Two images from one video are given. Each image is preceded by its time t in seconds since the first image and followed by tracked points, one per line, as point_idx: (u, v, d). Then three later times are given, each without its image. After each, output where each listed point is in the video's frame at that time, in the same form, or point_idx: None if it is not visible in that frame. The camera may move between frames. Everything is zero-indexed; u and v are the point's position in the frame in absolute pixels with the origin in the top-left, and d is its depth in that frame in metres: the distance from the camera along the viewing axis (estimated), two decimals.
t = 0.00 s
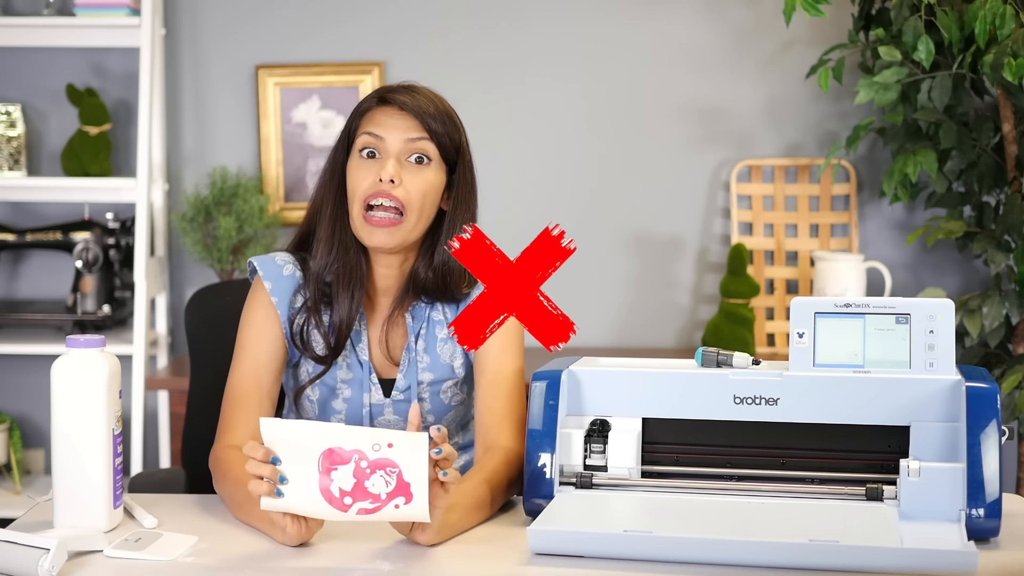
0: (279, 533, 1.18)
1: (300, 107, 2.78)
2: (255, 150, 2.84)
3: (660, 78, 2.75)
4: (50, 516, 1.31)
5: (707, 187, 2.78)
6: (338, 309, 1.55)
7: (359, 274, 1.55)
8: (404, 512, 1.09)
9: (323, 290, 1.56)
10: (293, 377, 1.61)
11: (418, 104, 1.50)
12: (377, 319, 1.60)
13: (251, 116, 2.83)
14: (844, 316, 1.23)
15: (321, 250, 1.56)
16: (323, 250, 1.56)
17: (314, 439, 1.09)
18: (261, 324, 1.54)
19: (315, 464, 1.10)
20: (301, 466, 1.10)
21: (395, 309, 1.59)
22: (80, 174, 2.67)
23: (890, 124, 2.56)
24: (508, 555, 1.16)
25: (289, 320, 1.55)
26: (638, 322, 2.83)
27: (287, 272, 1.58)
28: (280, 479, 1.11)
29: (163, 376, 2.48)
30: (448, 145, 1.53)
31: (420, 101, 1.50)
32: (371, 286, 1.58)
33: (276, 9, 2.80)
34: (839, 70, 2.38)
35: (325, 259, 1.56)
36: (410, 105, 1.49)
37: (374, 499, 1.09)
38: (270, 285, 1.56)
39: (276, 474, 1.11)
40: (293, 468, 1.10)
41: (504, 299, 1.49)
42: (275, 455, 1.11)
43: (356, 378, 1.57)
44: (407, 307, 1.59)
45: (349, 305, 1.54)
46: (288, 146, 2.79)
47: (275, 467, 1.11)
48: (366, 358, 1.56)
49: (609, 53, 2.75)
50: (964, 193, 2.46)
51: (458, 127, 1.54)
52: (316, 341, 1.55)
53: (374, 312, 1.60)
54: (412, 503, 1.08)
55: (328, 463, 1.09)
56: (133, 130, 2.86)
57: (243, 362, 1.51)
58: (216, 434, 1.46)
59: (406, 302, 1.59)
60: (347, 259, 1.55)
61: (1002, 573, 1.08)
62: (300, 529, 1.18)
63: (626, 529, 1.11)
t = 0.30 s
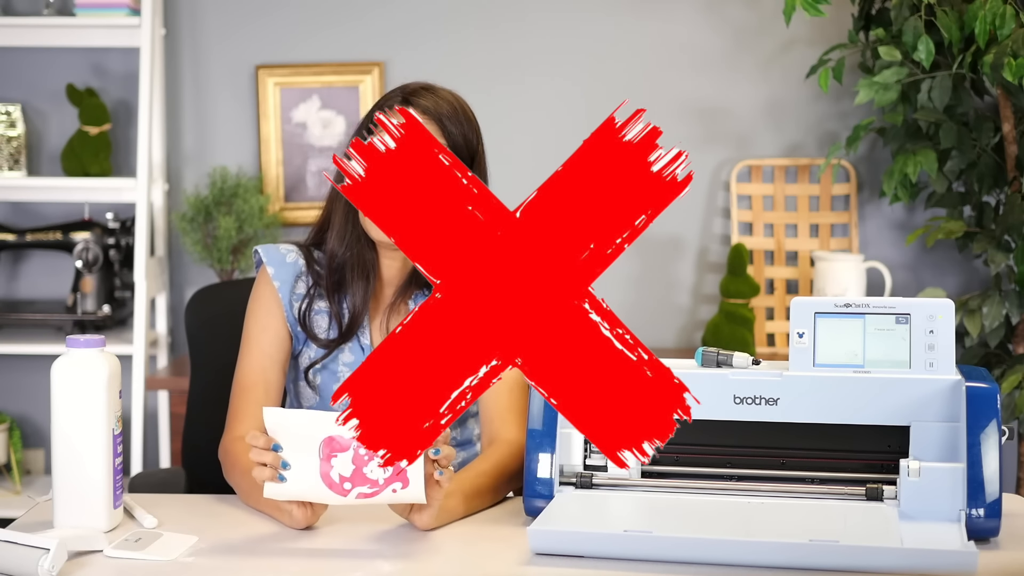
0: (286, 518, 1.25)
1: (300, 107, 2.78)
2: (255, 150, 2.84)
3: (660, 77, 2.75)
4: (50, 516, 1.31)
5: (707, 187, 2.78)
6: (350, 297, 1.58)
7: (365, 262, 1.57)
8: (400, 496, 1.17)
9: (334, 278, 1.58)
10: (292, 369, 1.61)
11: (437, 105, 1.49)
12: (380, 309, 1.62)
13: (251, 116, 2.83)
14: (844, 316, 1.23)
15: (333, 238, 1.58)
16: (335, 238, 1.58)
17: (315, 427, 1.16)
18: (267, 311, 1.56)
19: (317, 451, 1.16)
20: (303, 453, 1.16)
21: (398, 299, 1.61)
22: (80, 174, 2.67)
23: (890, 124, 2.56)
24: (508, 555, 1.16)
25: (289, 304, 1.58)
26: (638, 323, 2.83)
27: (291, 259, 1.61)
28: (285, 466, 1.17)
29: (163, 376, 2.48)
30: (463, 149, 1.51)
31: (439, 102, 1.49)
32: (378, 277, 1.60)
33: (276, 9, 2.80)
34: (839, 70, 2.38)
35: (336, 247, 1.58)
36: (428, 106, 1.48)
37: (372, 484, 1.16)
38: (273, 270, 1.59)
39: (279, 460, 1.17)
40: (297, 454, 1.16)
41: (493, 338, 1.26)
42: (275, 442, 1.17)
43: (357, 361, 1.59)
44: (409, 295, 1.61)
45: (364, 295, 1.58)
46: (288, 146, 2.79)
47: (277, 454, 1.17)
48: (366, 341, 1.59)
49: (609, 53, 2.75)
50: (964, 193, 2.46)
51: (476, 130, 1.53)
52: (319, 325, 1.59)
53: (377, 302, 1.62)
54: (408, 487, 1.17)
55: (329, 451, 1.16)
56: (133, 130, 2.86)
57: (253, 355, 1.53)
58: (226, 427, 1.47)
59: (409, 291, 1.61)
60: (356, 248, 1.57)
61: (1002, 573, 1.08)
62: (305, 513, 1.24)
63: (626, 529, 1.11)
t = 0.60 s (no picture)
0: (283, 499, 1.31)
1: (300, 107, 2.78)
2: (255, 150, 2.84)
3: (660, 78, 2.75)
4: (49, 516, 1.31)
5: (707, 187, 2.78)
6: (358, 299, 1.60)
7: (374, 268, 1.59)
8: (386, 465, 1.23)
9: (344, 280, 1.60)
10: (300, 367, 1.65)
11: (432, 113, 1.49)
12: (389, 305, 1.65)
13: (251, 117, 2.83)
14: (844, 316, 1.23)
15: (342, 245, 1.59)
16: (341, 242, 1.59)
17: (299, 403, 1.21)
18: (272, 312, 1.61)
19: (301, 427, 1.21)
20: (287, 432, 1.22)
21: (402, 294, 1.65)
22: (80, 174, 2.66)
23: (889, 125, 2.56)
24: (508, 555, 1.16)
25: (292, 302, 1.61)
26: (638, 323, 2.83)
27: (293, 259, 1.64)
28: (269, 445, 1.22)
29: (163, 376, 2.48)
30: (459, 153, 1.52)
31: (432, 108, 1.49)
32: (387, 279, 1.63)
33: (276, 9, 2.80)
34: (839, 70, 2.38)
35: (344, 253, 1.59)
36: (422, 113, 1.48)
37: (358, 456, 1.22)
38: (277, 270, 1.63)
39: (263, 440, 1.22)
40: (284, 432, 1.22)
41: (493, 343, 1.34)
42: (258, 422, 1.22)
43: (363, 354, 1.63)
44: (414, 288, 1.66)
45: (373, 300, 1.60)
46: (288, 146, 2.79)
47: (261, 434, 1.22)
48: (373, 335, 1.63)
49: (609, 53, 2.75)
50: (964, 193, 2.46)
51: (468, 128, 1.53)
52: (326, 322, 1.61)
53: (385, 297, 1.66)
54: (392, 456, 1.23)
55: (312, 427, 1.21)
56: (133, 130, 2.86)
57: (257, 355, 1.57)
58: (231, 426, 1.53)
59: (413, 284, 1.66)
60: (362, 253, 1.58)
61: (1002, 573, 1.08)
62: (300, 489, 1.30)
63: (626, 529, 1.11)
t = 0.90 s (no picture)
0: (291, 492, 1.33)
1: (300, 107, 2.78)
2: (255, 150, 2.84)
3: (660, 78, 2.75)
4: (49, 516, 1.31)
5: (707, 187, 2.78)
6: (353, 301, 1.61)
7: (370, 269, 1.60)
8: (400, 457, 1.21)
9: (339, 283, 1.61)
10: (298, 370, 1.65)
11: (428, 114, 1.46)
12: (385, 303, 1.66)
13: (251, 116, 2.83)
14: (844, 316, 1.23)
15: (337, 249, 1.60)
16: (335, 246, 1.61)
17: (313, 393, 1.19)
18: (267, 317, 1.61)
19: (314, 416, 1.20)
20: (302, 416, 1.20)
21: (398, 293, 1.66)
22: (80, 174, 2.66)
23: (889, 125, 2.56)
24: (508, 555, 1.16)
25: (287, 304, 1.62)
26: (638, 322, 2.83)
27: (287, 263, 1.66)
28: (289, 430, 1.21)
29: (163, 376, 2.48)
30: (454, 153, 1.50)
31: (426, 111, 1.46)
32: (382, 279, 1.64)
33: (276, 9, 2.80)
34: (839, 70, 2.38)
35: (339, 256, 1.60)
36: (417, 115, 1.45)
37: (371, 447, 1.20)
38: (270, 275, 1.64)
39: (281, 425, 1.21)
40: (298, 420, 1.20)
41: (493, 343, 1.36)
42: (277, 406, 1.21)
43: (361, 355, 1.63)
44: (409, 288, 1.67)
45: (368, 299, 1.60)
46: (288, 146, 2.79)
47: (280, 420, 1.21)
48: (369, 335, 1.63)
49: (609, 53, 2.75)
50: (964, 193, 2.46)
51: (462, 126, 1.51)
52: (321, 324, 1.62)
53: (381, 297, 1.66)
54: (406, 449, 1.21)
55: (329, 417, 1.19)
56: (133, 130, 2.86)
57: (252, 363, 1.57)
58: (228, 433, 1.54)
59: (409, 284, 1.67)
60: (355, 255, 1.59)
61: (1002, 573, 1.08)
62: (308, 483, 1.32)
63: (626, 529, 1.11)
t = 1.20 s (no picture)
0: (287, 490, 1.34)
1: (300, 107, 2.78)
2: (255, 150, 2.84)
3: (660, 78, 2.75)
4: (49, 516, 1.31)
5: (707, 188, 2.78)
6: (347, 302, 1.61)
7: (365, 271, 1.60)
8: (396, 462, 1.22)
9: (332, 284, 1.61)
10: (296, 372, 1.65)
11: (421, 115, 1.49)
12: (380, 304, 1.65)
13: (251, 116, 2.83)
14: (844, 316, 1.23)
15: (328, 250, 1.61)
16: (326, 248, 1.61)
17: (312, 392, 1.20)
18: (263, 320, 1.61)
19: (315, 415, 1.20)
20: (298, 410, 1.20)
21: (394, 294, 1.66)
22: (80, 174, 2.66)
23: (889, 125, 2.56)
24: (508, 554, 1.16)
25: (283, 307, 1.62)
26: (638, 322, 2.83)
27: (283, 264, 1.66)
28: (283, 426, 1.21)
29: (163, 376, 2.48)
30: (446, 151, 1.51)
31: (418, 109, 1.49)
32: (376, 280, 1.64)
33: (276, 9, 2.80)
34: (839, 70, 2.38)
35: (330, 258, 1.61)
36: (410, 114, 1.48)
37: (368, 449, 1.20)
38: (267, 277, 1.64)
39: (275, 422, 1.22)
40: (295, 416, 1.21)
41: (493, 343, 1.36)
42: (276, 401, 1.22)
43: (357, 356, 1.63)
44: (406, 288, 1.66)
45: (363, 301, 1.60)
46: (288, 146, 2.79)
47: (275, 415, 1.21)
48: (365, 337, 1.63)
49: (609, 53, 2.75)
50: (964, 193, 2.46)
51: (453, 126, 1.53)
52: (317, 325, 1.63)
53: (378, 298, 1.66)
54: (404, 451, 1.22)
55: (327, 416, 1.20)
56: (133, 130, 2.86)
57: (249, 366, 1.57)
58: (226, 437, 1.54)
59: (405, 284, 1.67)
60: (348, 256, 1.60)
61: (1002, 573, 1.08)
62: (307, 481, 1.33)
63: (626, 529, 1.11)
